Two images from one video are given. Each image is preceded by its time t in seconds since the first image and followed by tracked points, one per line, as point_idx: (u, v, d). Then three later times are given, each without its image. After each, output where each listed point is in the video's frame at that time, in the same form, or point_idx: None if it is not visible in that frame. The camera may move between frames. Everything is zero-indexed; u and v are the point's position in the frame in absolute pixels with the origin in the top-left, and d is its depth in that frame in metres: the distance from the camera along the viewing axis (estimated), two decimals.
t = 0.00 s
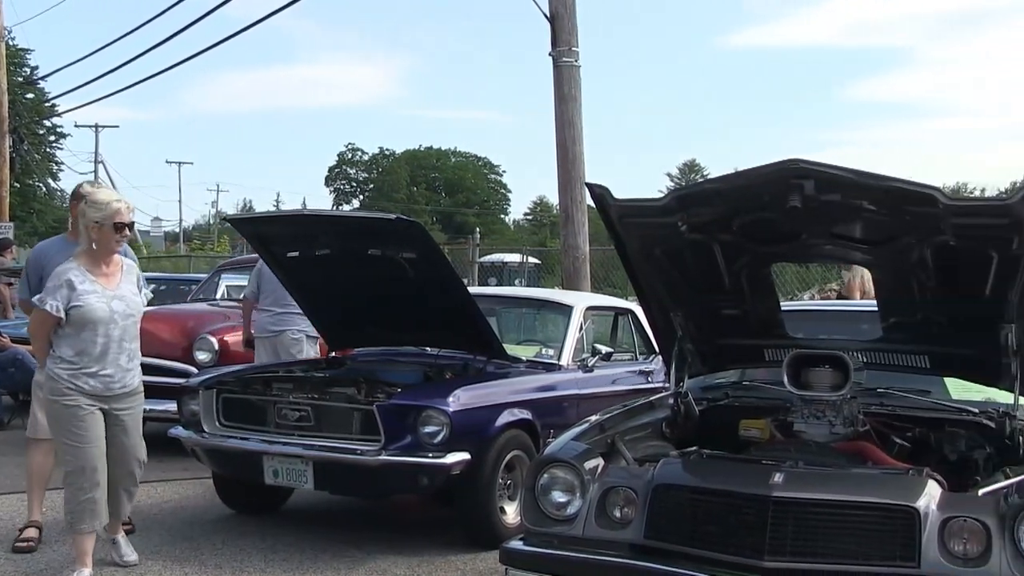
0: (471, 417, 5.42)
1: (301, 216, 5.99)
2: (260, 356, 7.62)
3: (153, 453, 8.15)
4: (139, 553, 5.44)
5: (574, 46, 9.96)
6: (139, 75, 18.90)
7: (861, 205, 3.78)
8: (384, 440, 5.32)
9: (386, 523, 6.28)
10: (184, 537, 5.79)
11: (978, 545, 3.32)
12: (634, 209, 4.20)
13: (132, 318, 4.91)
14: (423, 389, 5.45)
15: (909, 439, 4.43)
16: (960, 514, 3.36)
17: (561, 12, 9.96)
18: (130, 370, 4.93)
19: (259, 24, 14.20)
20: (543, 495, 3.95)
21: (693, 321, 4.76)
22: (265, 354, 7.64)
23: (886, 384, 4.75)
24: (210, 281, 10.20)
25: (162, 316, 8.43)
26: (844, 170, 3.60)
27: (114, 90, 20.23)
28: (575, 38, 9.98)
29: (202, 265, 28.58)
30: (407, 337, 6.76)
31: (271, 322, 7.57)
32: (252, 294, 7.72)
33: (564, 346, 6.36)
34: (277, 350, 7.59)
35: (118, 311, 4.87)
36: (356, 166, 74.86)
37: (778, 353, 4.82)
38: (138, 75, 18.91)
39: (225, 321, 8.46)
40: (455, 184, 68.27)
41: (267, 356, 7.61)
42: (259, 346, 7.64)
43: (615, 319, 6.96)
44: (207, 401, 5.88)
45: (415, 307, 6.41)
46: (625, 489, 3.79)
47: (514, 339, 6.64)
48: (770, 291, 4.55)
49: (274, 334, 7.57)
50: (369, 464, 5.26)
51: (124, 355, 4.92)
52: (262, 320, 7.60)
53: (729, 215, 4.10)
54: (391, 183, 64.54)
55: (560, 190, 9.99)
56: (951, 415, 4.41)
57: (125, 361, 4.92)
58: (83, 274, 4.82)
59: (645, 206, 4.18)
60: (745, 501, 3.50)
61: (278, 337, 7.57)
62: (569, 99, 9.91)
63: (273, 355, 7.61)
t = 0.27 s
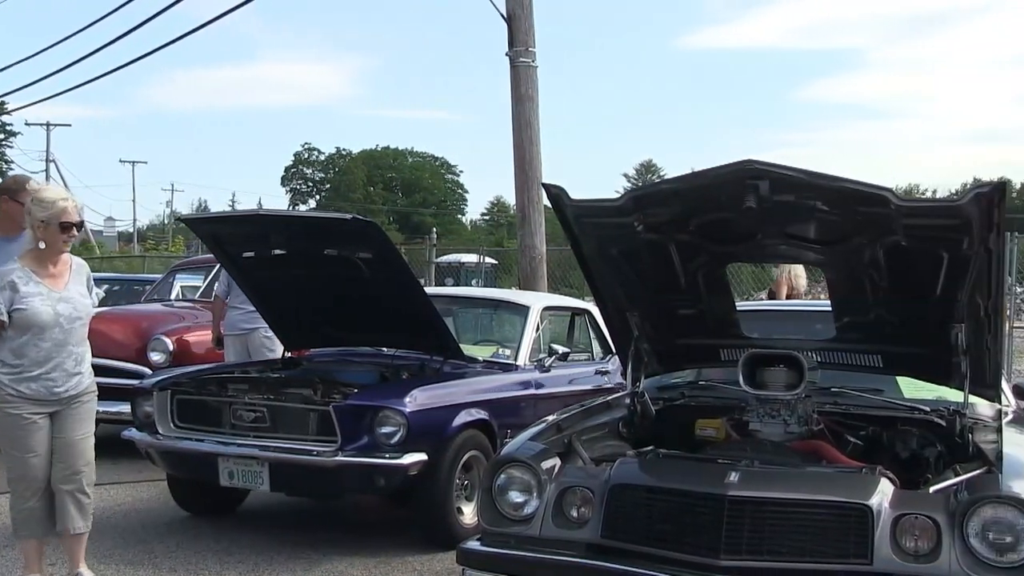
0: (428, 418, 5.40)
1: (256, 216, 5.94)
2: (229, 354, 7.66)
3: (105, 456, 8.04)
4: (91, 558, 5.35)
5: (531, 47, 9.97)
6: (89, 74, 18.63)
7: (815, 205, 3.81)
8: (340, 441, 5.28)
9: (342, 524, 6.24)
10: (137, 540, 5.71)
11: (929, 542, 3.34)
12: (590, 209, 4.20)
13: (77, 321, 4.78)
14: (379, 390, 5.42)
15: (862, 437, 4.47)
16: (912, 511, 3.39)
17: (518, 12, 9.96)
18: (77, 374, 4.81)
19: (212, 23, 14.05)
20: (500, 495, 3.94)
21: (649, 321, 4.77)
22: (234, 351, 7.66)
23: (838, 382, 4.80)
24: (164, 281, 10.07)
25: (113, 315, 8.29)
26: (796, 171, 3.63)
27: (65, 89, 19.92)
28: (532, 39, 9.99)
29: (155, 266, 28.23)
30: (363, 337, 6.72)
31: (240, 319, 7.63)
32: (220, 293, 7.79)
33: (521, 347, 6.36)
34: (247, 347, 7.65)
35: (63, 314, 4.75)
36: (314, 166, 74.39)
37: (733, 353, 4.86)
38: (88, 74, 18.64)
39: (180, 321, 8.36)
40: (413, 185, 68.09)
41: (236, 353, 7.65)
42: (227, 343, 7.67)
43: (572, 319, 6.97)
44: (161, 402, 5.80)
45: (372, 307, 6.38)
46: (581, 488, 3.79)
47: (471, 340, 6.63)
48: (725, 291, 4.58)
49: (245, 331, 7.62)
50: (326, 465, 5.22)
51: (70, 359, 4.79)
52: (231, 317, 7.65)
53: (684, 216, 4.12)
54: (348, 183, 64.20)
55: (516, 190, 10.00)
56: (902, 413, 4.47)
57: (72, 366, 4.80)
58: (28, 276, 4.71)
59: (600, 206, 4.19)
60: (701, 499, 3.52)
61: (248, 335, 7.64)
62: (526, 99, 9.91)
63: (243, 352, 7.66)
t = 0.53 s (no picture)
0: (387, 418, 5.39)
1: (213, 216, 5.89)
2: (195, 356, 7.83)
3: (58, 458, 7.92)
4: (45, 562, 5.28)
5: (489, 47, 9.97)
6: (40, 72, 18.33)
7: (771, 206, 3.85)
8: (299, 441, 5.25)
9: (300, 525, 6.21)
10: (91, 544, 5.64)
11: (882, 538, 3.39)
12: (549, 209, 4.21)
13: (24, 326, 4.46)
14: (338, 390, 5.40)
15: (818, 436, 4.53)
16: (865, 508, 3.44)
17: (476, 12, 9.96)
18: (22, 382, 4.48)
19: (166, 22, 13.88)
20: (459, 495, 3.94)
21: (607, 321, 4.80)
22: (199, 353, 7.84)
23: (794, 381, 4.86)
24: (119, 281, 9.95)
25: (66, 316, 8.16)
26: (753, 171, 3.66)
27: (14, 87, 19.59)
28: (491, 39, 9.99)
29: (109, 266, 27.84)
30: (322, 337, 6.69)
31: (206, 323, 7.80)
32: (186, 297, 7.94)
33: (480, 347, 6.36)
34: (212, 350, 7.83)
35: (7, 317, 4.43)
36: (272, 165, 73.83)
37: (691, 352, 4.90)
38: (39, 72, 18.34)
39: (135, 321, 8.27)
40: (372, 185, 67.80)
41: (202, 355, 7.83)
42: (193, 346, 7.84)
43: (531, 319, 6.99)
44: (116, 403, 5.73)
45: (330, 307, 6.35)
46: (540, 488, 3.80)
47: (430, 339, 6.62)
48: (683, 291, 4.61)
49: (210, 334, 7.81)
50: (284, 466, 5.19)
51: (16, 365, 4.48)
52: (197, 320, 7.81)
53: (642, 216, 4.15)
54: (307, 183, 63.74)
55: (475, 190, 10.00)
56: (857, 412, 4.53)
57: (18, 372, 4.48)
58: None
59: (558, 207, 4.20)
60: (658, 498, 3.54)
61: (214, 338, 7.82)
62: (484, 99, 9.91)
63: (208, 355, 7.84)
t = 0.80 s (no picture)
0: (347, 419, 5.36)
1: (170, 215, 5.82)
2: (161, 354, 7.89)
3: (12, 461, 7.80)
4: None
5: (450, 47, 9.96)
6: None
7: (730, 206, 3.87)
8: (258, 442, 5.21)
9: (260, 527, 6.16)
10: (47, 548, 5.56)
11: (839, 536, 3.42)
12: (510, 210, 4.21)
13: None
14: (297, 391, 5.36)
15: (777, 434, 4.57)
16: (823, 506, 3.47)
17: (436, 12, 9.94)
18: None
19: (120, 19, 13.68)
20: (419, 496, 3.92)
21: (568, 320, 4.80)
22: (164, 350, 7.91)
23: (753, 381, 4.91)
24: (75, 281, 9.82)
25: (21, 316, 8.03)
26: (712, 172, 3.68)
27: None
28: (451, 39, 9.98)
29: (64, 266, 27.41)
30: (281, 338, 6.64)
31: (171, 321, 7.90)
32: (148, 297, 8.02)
33: (441, 347, 6.35)
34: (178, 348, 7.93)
35: None
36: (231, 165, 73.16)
37: (651, 352, 4.93)
38: None
39: (92, 322, 8.17)
40: (333, 184, 67.39)
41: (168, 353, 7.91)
42: (159, 344, 7.90)
43: (491, 319, 6.98)
44: (72, 405, 5.66)
45: (289, 308, 6.30)
46: (500, 488, 3.80)
47: (390, 340, 6.60)
48: (643, 291, 4.63)
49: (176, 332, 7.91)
50: (243, 467, 5.15)
51: None
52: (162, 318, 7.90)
53: (603, 216, 4.15)
54: (267, 182, 63.21)
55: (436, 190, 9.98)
56: (815, 410, 4.57)
57: None
58: None
59: (519, 207, 4.20)
60: (619, 497, 3.55)
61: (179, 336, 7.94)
62: (445, 99, 9.90)
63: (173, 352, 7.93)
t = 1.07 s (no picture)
0: (316, 419, 5.34)
1: (137, 214, 5.77)
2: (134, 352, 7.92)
3: None
4: None
5: (419, 46, 9.94)
6: None
7: (698, 206, 3.90)
8: (225, 443, 5.18)
9: (229, 528, 6.13)
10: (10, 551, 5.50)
11: (806, 534, 3.45)
12: (479, 210, 4.21)
13: None
14: (265, 391, 5.34)
15: (744, 433, 4.60)
16: (790, 504, 3.50)
17: (405, 11, 9.92)
18: None
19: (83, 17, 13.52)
20: (388, 496, 3.92)
21: (536, 320, 4.81)
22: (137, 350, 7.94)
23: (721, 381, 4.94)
24: (40, 281, 9.72)
25: None
26: (680, 172, 3.70)
27: None
28: (420, 38, 9.96)
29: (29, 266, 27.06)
30: (249, 338, 6.61)
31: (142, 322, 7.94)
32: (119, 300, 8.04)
33: (410, 347, 6.33)
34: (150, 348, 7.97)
35: None
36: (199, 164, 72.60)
37: (619, 352, 4.94)
38: None
39: (57, 322, 8.10)
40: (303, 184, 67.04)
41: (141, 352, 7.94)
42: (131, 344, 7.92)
43: (461, 319, 6.98)
44: (36, 406, 5.60)
45: (258, 308, 6.27)
46: (469, 488, 3.80)
47: (359, 340, 6.58)
48: (612, 291, 4.65)
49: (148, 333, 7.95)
50: (210, 468, 5.12)
51: None
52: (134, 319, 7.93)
53: (572, 216, 4.17)
54: (235, 182, 62.75)
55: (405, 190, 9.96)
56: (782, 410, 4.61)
57: None
58: None
59: (488, 207, 4.20)
60: (587, 497, 3.57)
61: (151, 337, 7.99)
62: (414, 99, 9.87)
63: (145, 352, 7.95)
